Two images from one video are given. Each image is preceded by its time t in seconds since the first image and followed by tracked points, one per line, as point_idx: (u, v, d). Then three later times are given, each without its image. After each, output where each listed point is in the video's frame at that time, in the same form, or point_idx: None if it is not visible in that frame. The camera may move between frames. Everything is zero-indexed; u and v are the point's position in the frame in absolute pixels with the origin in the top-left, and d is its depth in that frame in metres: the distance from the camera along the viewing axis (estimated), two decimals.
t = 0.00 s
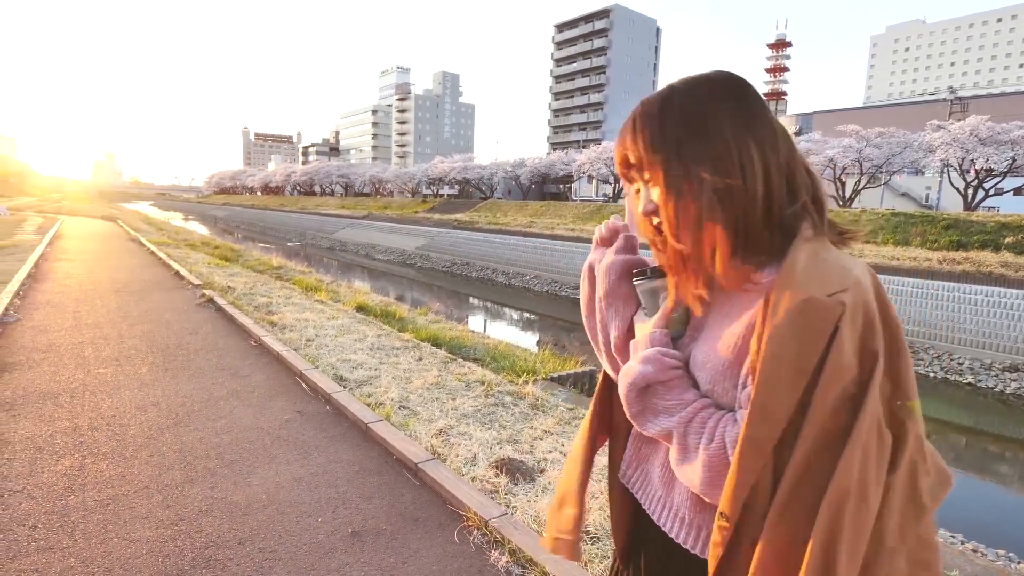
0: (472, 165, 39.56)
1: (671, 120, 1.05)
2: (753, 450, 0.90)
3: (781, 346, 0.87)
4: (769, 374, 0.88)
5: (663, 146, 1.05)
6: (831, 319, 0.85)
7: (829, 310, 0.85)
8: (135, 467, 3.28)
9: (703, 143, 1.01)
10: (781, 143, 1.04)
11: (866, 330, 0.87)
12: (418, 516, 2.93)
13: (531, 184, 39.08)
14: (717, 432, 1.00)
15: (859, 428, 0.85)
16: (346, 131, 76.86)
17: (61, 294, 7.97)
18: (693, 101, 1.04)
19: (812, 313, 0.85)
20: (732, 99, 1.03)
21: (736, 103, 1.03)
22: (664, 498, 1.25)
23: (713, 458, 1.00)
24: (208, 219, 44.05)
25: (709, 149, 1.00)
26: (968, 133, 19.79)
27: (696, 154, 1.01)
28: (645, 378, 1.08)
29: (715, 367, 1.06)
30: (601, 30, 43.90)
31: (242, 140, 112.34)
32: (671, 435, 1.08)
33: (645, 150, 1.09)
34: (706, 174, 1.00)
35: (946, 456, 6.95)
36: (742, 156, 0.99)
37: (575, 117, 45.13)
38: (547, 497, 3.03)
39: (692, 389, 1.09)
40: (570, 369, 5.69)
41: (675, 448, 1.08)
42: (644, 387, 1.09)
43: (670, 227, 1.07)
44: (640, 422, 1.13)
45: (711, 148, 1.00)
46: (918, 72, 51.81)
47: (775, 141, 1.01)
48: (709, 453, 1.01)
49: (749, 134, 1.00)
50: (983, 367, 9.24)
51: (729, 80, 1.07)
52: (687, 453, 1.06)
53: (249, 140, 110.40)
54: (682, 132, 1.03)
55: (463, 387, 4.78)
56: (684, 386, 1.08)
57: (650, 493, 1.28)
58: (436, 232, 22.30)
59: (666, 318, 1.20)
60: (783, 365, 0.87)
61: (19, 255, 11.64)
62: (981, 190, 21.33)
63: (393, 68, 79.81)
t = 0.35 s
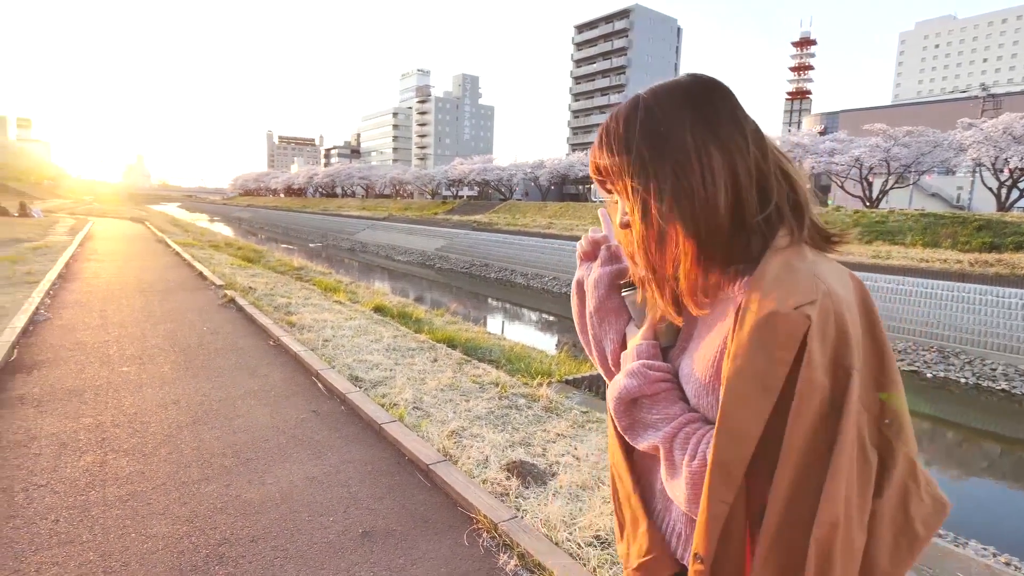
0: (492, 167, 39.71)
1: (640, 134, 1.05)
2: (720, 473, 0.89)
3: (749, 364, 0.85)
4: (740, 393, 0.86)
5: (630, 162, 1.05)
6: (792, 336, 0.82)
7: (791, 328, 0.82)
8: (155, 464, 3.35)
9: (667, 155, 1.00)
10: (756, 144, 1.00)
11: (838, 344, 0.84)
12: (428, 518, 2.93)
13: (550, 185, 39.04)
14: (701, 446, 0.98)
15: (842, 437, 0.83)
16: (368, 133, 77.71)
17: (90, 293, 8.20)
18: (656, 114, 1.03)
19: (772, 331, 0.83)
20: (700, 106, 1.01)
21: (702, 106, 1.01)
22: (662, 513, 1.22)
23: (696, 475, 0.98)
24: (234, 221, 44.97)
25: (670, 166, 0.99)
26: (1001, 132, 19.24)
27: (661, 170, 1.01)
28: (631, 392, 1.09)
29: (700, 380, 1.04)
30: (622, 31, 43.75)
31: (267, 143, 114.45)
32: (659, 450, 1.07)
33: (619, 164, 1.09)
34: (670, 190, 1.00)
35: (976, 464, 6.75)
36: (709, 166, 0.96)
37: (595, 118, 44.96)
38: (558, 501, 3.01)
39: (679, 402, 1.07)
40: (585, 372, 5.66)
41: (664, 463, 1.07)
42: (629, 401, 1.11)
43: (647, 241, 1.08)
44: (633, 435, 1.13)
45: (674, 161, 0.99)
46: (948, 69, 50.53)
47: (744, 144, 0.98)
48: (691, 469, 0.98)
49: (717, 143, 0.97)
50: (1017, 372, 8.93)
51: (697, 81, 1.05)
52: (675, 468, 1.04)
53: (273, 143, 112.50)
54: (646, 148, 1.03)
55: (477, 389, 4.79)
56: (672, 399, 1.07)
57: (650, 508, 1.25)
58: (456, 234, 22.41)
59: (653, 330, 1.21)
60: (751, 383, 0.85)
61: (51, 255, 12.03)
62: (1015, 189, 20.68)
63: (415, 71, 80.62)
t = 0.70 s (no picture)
0: (518, 170, 39.76)
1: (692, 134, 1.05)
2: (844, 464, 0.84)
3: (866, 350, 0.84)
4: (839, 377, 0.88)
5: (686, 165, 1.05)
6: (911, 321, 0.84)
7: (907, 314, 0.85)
8: (185, 459, 3.43)
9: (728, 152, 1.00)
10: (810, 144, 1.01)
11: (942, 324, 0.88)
12: (451, 520, 2.93)
13: (576, 188, 38.92)
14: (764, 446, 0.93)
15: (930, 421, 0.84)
16: (396, 135, 78.53)
17: (126, 291, 8.47)
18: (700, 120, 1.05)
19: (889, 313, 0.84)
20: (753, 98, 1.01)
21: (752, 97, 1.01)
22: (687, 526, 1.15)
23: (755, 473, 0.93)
24: (264, 222, 45.94)
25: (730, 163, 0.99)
26: None
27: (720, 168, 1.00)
28: (670, 394, 0.99)
29: (753, 372, 1.01)
30: (650, 33, 43.46)
31: (298, 146, 116.83)
32: (703, 455, 1.00)
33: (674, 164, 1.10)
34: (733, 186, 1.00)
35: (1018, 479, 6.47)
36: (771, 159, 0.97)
37: (622, 121, 44.66)
38: (580, 507, 2.99)
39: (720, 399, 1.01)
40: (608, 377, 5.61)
41: (708, 469, 1.00)
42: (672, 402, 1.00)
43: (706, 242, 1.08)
44: (666, 442, 1.04)
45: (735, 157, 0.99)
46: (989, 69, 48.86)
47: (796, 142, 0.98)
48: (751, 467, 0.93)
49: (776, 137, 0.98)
50: None
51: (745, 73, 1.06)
52: (724, 473, 0.98)
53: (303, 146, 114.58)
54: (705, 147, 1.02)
55: (500, 392, 4.78)
56: (714, 398, 1.00)
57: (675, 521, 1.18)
58: (481, 236, 22.50)
59: (682, 330, 1.12)
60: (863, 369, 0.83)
61: (90, 254, 12.45)
62: None
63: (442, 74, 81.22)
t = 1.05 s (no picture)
0: (507, 175, 39.82)
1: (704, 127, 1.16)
2: (868, 416, 0.91)
3: (855, 308, 0.94)
4: (839, 334, 0.98)
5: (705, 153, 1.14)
6: (891, 279, 0.94)
7: (883, 271, 0.95)
8: (173, 464, 3.38)
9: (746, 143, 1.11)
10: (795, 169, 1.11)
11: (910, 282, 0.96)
12: (444, 526, 2.92)
13: (565, 194, 39.05)
14: (782, 424, 1.02)
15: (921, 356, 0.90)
16: (386, 139, 78.39)
17: (111, 294, 8.34)
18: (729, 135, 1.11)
19: (872, 272, 0.95)
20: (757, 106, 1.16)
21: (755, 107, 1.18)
22: (725, 531, 1.18)
23: (790, 457, 1.00)
24: (251, 224, 45.52)
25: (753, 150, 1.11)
26: None
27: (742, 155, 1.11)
28: (693, 399, 1.08)
29: (760, 365, 1.12)
30: (640, 41, 43.86)
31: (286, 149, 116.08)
32: (736, 452, 1.08)
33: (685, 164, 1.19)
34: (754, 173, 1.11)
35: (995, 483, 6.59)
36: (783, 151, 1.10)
37: (612, 128, 44.96)
38: (572, 510, 3.00)
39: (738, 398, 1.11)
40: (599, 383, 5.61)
41: (743, 466, 1.08)
42: (696, 412, 1.10)
43: (717, 234, 1.16)
44: (695, 449, 1.13)
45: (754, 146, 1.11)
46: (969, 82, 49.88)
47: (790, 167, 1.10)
48: (783, 453, 1.01)
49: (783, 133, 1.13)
50: None
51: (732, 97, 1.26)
52: (758, 467, 1.06)
53: (292, 149, 113.97)
54: (725, 137, 1.12)
55: (492, 397, 4.78)
56: (730, 397, 1.09)
57: (708, 526, 1.21)
58: (471, 241, 22.48)
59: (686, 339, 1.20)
60: (850, 325, 0.94)
61: (74, 255, 12.25)
62: None
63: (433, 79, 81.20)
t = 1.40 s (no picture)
0: (478, 174, 39.73)
1: (701, 142, 1.16)
2: (771, 370, 1.00)
3: (773, 284, 1.05)
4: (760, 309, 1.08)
5: (699, 172, 1.15)
6: (806, 259, 1.06)
7: (798, 252, 1.07)
8: (140, 471, 3.28)
9: (738, 173, 1.14)
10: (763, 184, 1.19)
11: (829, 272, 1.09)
12: (421, 526, 2.91)
13: (535, 194, 39.21)
14: (724, 393, 1.10)
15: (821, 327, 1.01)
16: (353, 137, 77.34)
17: (67, 296, 8.01)
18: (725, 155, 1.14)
19: (788, 255, 1.07)
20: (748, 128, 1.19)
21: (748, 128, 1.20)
22: (687, 504, 1.24)
23: (726, 420, 1.09)
24: (214, 223, 44.29)
25: (744, 180, 1.15)
26: (971, 149, 19.85)
27: (735, 184, 1.15)
28: (650, 370, 1.18)
29: (706, 345, 1.23)
30: (608, 42, 44.31)
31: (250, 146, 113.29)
32: (683, 420, 1.16)
33: (674, 174, 1.20)
34: (741, 203, 1.16)
35: (946, 471, 6.91)
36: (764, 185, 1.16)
37: (581, 128, 45.31)
38: (550, 508, 3.02)
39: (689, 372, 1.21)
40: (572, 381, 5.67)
41: (688, 432, 1.16)
42: (651, 381, 1.19)
43: (692, 246, 1.22)
44: (649, 419, 1.21)
45: (745, 177, 1.15)
46: (921, 87, 52.00)
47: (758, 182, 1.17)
48: (721, 418, 1.09)
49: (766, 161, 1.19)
50: (986, 382, 9.15)
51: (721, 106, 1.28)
52: (702, 432, 1.14)
53: (256, 146, 111.29)
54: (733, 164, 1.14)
55: (467, 397, 4.78)
56: (683, 371, 1.19)
57: (673, 495, 1.26)
58: (442, 241, 22.37)
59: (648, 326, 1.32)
60: (770, 297, 1.04)
61: (26, 256, 11.72)
62: (984, 205, 21.31)
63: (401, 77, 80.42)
